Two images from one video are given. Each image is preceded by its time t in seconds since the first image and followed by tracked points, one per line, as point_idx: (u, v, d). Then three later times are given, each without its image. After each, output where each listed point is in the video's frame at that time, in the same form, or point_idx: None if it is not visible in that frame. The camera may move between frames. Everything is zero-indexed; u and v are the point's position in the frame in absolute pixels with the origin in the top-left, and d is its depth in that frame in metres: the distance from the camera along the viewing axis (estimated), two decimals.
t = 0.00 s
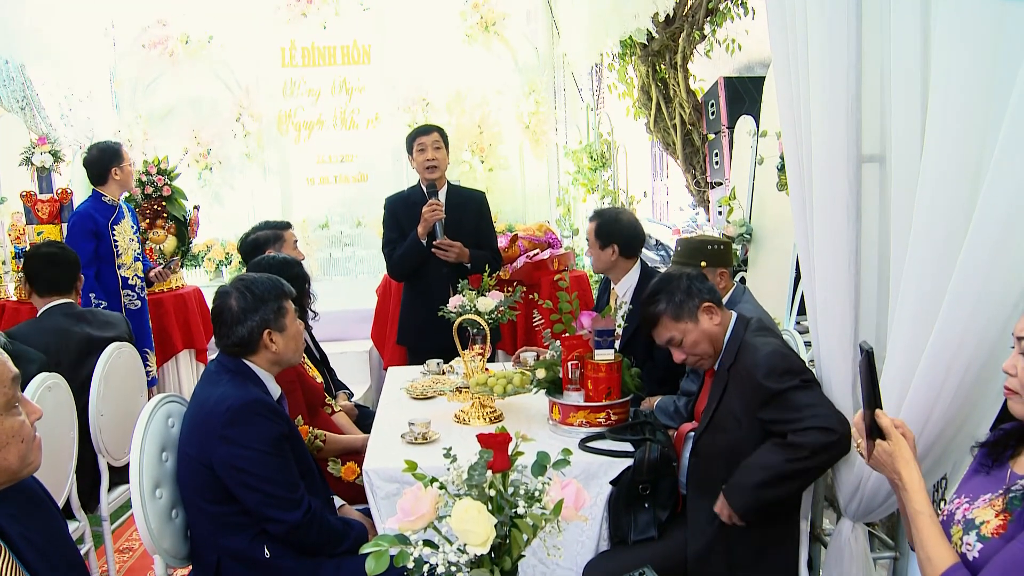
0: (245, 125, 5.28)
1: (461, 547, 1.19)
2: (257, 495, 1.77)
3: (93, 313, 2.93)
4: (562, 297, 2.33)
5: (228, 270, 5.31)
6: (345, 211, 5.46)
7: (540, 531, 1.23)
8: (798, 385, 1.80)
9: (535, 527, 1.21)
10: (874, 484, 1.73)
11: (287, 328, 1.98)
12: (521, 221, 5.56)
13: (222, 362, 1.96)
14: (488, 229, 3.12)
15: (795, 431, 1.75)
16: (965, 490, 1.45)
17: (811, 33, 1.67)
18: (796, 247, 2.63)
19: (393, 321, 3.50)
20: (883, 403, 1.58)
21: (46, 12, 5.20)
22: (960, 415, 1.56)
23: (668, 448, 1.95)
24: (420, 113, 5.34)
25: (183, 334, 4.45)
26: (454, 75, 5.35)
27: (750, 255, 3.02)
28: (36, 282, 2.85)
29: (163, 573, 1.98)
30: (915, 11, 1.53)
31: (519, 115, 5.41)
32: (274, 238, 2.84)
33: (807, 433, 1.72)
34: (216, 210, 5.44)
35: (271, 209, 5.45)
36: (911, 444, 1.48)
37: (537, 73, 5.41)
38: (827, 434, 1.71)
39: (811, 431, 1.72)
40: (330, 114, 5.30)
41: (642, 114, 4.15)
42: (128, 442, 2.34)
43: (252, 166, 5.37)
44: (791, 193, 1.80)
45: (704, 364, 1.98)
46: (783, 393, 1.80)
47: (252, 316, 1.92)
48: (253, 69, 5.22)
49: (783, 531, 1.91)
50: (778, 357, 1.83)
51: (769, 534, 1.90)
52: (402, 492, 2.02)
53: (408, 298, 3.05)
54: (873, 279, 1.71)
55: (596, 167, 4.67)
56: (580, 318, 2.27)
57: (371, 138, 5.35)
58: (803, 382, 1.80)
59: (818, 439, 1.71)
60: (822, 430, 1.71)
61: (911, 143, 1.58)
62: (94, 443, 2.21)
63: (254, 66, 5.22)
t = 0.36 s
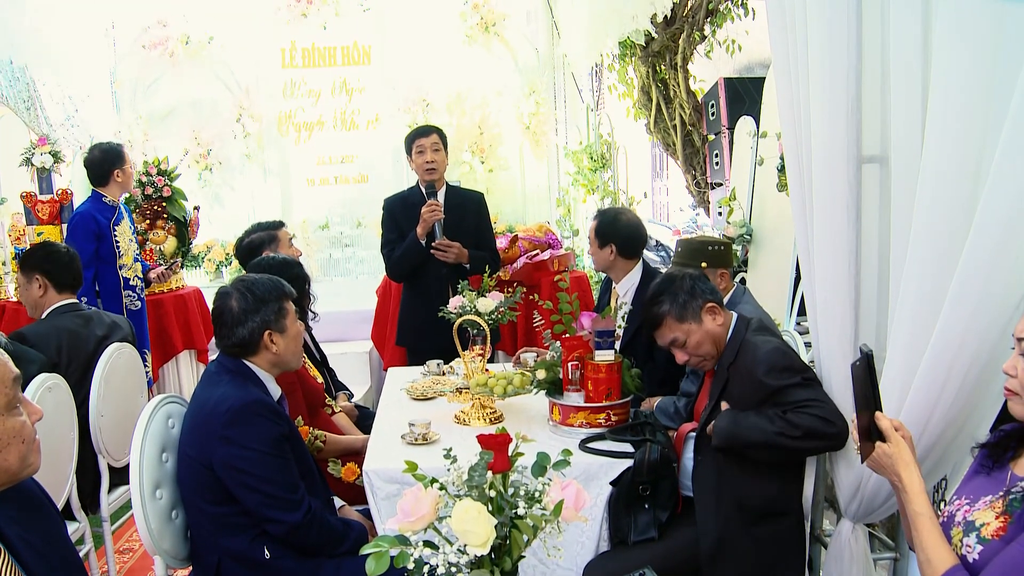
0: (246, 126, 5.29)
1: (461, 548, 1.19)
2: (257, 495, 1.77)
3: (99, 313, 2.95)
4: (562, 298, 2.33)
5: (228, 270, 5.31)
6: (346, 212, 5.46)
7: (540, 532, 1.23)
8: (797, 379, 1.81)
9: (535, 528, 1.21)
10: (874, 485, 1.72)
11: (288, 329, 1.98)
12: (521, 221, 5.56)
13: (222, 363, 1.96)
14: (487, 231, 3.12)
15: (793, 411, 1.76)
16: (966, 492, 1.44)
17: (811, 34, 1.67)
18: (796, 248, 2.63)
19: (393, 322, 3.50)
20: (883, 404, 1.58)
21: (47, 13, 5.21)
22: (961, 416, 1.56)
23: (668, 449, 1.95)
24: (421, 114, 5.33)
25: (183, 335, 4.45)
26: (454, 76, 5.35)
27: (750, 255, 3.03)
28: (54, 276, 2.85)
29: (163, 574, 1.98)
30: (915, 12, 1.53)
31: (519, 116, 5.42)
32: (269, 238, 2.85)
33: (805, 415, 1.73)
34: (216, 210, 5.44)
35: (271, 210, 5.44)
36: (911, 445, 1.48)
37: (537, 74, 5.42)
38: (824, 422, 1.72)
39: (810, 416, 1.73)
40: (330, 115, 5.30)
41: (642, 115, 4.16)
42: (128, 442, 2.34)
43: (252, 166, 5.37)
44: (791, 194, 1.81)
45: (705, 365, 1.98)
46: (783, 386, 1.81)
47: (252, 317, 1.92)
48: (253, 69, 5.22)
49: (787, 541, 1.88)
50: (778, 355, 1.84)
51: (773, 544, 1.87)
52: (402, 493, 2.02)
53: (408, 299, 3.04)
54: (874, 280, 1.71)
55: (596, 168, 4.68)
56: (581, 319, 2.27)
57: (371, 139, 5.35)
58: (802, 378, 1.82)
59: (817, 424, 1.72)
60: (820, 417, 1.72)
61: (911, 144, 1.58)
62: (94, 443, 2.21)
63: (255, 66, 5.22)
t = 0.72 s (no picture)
0: (246, 126, 5.29)
1: (461, 548, 1.19)
2: (258, 495, 1.77)
3: (98, 313, 2.95)
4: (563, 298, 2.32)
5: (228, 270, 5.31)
6: (346, 212, 5.46)
7: (541, 531, 1.23)
8: (795, 387, 1.81)
9: (535, 528, 1.21)
10: (875, 485, 1.72)
11: (288, 329, 1.98)
12: (522, 221, 5.57)
13: (222, 363, 1.96)
14: (486, 232, 3.12)
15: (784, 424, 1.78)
16: (966, 492, 1.45)
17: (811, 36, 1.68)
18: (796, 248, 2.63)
19: (393, 322, 3.50)
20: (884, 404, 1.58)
21: (46, 12, 5.18)
22: (961, 416, 1.56)
23: (669, 450, 1.95)
24: (421, 114, 5.34)
25: (184, 335, 4.45)
26: (454, 76, 5.36)
27: (750, 256, 3.03)
28: (50, 278, 2.84)
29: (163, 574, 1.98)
30: (915, 12, 1.53)
31: (519, 116, 5.42)
32: (269, 238, 2.85)
33: (792, 428, 1.75)
34: (216, 211, 5.44)
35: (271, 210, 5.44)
36: (913, 445, 1.48)
37: (538, 74, 5.43)
38: (812, 436, 1.73)
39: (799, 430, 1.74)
40: (331, 115, 5.31)
41: (642, 115, 4.16)
42: (129, 443, 2.34)
43: (253, 167, 5.38)
44: (792, 194, 1.80)
45: (706, 366, 1.98)
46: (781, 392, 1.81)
47: (253, 317, 1.92)
48: (254, 69, 5.23)
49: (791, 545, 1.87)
50: (780, 359, 1.84)
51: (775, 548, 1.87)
52: (403, 493, 2.01)
53: (407, 299, 3.04)
54: (874, 280, 1.71)
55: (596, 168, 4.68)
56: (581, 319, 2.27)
57: (372, 139, 5.35)
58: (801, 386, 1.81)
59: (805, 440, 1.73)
60: (807, 432, 1.73)
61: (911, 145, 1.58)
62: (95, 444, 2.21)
63: (255, 67, 5.23)
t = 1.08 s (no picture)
0: (247, 126, 5.29)
1: (462, 548, 1.19)
2: (258, 495, 1.77)
3: (97, 314, 2.95)
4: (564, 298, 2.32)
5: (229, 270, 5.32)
6: (347, 212, 5.46)
7: (542, 532, 1.23)
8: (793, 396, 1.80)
9: (536, 528, 1.21)
10: (876, 484, 1.72)
11: (289, 330, 1.98)
12: (523, 221, 5.57)
13: (223, 362, 1.96)
14: (486, 232, 3.12)
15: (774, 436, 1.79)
16: (967, 492, 1.45)
17: (812, 36, 1.67)
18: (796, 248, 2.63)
19: (393, 322, 3.51)
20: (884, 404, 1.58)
21: (46, 13, 5.20)
22: (961, 417, 1.56)
23: (670, 450, 1.95)
24: (422, 114, 5.35)
25: (184, 335, 4.46)
26: (454, 76, 5.36)
27: (752, 256, 3.04)
28: (48, 278, 2.83)
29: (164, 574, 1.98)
30: (916, 12, 1.53)
31: (520, 117, 5.42)
32: (269, 239, 2.85)
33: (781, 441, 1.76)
34: (217, 211, 5.44)
35: (272, 210, 5.45)
36: (914, 446, 1.48)
37: (538, 74, 5.43)
38: (800, 450, 1.75)
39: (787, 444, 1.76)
40: (331, 116, 5.31)
41: (643, 115, 4.16)
42: (129, 443, 2.34)
43: (254, 167, 5.38)
44: (792, 195, 1.80)
45: (706, 365, 1.98)
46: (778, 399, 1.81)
47: (255, 317, 1.92)
48: (254, 70, 5.23)
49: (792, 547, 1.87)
50: (780, 363, 1.83)
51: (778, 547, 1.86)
52: (404, 493, 2.01)
53: (407, 299, 3.04)
54: (874, 281, 1.71)
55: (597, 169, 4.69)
56: (582, 319, 2.27)
57: (372, 140, 5.35)
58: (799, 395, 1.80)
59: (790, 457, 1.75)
60: (795, 445, 1.75)
61: (911, 145, 1.58)
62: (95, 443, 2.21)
63: (256, 67, 5.23)
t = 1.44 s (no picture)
0: (247, 126, 5.30)
1: (462, 548, 1.19)
2: (258, 495, 1.77)
3: (97, 313, 2.95)
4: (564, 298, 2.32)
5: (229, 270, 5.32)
6: (347, 212, 5.46)
7: (542, 532, 1.23)
8: (795, 402, 1.80)
9: (536, 528, 1.21)
10: (876, 485, 1.72)
11: (291, 331, 1.98)
12: (523, 221, 5.57)
13: (226, 360, 1.96)
14: (486, 231, 3.12)
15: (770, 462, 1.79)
16: (968, 492, 1.44)
17: (813, 37, 1.67)
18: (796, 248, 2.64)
19: (393, 321, 3.51)
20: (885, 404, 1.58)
21: (47, 13, 5.21)
22: (961, 417, 1.56)
23: (670, 450, 1.95)
24: (423, 115, 5.33)
25: (184, 335, 4.46)
26: (454, 76, 5.37)
27: (752, 256, 3.04)
28: (48, 278, 2.83)
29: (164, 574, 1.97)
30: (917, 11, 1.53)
31: (520, 117, 5.41)
32: (269, 239, 2.85)
33: (777, 465, 1.77)
34: (217, 211, 5.45)
35: (272, 211, 5.45)
36: (915, 446, 1.48)
37: (539, 74, 5.43)
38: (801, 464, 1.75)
39: (783, 465, 1.76)
40: (332, 116, 5.31)
41: (643, 115, 4.17)
42: (129, 443, 2.34)
43: (254, 167, 5.38)
44: (792, 195, 1.80)
45: (706, 364, 1.98)
46: (781, 402, 1.80)
47: (259, 315, 1.92)
48: (254, 70, 5.23)
49: (794, 548, 1.86)
50: (784, 362, 1.83)
51: (781, 549, 1.85)
52: (403, 493, 2.01)
53: (407, 299, 3.04)
54: (874, 281, 1.70)
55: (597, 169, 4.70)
56: (582, 319, 2.27)
57: (372, 140, 5.35)
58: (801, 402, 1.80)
59: (787, 476, 1.75)
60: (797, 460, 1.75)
61: (911, 146, 1.58)
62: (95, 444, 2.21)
63: (256, 67, 5.23)
